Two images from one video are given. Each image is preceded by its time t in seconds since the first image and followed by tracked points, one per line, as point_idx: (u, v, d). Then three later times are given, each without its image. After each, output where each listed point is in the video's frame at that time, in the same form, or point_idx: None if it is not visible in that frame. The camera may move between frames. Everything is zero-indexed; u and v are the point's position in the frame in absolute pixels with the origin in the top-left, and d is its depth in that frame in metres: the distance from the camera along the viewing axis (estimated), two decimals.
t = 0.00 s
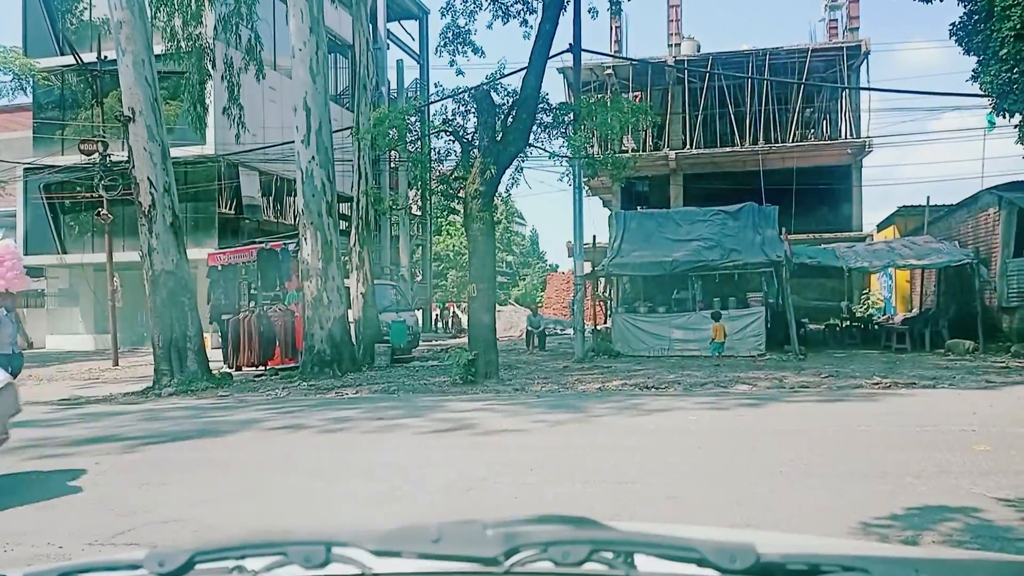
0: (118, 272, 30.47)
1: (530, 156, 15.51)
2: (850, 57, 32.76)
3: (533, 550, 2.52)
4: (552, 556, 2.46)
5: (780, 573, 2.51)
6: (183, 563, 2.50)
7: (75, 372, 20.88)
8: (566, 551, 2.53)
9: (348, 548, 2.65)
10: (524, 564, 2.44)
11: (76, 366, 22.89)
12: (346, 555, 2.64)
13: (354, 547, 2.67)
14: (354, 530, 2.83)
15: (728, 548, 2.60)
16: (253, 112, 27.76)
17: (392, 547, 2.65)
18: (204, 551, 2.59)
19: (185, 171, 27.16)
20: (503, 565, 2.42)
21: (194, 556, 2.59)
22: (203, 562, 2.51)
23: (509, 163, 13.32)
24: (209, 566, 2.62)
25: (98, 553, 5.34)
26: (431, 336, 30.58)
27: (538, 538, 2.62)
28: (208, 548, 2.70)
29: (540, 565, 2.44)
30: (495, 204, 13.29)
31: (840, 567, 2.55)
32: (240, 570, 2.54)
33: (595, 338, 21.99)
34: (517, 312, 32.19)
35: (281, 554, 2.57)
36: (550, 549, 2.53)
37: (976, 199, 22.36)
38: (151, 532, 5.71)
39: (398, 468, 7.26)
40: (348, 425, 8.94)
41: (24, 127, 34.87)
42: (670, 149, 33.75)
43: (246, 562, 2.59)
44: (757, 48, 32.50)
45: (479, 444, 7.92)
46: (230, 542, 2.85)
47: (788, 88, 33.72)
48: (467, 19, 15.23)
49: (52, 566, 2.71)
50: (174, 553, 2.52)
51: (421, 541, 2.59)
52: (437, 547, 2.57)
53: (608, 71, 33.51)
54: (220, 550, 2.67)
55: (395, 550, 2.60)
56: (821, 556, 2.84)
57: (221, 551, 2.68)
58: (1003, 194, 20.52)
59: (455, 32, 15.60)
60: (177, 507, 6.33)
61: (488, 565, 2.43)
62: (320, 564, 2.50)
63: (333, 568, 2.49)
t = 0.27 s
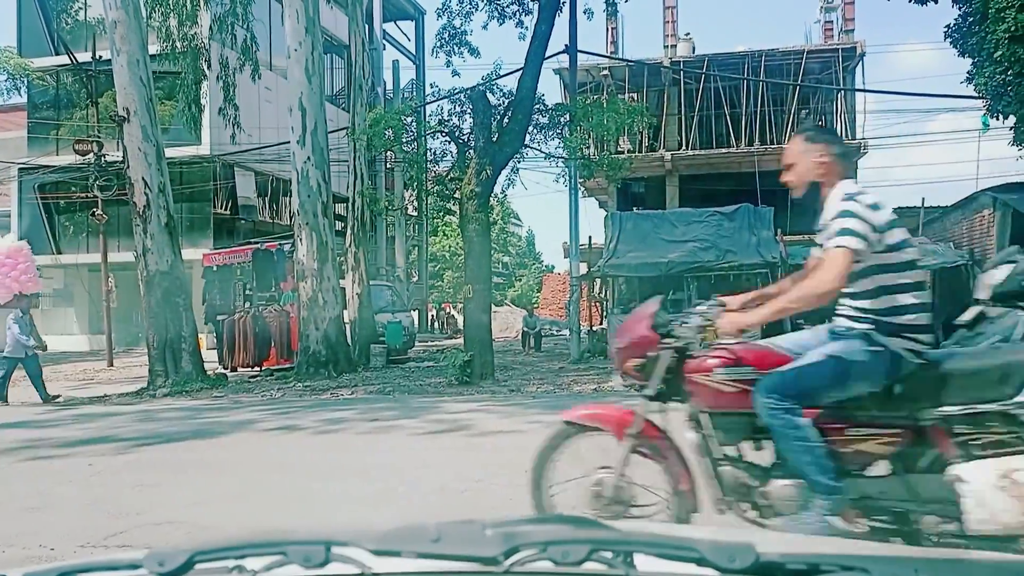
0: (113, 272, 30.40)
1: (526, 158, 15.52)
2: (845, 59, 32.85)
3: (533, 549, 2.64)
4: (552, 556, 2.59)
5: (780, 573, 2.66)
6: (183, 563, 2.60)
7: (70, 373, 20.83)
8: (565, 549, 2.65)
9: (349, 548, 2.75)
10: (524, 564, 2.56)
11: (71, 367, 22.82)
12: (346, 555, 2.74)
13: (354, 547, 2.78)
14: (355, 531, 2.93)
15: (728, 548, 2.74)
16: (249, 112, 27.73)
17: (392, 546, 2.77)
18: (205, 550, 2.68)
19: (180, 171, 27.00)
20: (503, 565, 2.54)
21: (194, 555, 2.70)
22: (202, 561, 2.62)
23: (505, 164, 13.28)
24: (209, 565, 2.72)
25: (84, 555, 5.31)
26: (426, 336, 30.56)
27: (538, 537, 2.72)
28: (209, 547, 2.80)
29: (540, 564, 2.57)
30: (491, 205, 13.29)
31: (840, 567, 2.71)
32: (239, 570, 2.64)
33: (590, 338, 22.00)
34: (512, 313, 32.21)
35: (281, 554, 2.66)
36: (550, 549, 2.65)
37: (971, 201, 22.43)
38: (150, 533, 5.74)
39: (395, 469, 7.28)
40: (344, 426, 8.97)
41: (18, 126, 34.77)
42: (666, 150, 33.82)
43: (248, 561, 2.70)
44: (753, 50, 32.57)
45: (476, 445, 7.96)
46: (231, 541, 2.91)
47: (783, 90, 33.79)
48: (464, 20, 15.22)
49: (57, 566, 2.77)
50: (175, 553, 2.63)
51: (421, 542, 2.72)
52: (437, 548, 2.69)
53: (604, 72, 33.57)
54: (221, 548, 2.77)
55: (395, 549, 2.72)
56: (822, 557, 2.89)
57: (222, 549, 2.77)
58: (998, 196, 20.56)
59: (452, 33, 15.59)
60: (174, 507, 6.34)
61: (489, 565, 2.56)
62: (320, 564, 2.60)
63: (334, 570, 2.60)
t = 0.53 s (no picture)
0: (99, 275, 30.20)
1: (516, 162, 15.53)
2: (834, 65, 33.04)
3: (532, 549, 2.62)
4: (551, 554, 2.56)
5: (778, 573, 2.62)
6: (183, 563, 2.62)
7: (56, 376, 20.67)
8: (565, 547, 2.60)
9: (348, 548, 2.75)
10: (523, 563, 2.58)
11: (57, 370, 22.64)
12: (347, 553, 2.75)
13: (354, 546, 2.77)
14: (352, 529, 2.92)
15: (728, 547, 2.68)
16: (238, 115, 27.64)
17: (391, 546, 2.78)
18: (204, 551, 2.69)
19: (169, 174, 27.00)
20: (503, 566, 2.58)
21: (193, 555, 2.70)
22: (203, 561, 2.64)
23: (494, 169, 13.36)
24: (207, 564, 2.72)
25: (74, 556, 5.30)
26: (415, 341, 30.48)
27: (537, 536, 2.71)
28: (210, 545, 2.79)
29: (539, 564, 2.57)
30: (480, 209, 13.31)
31: (840, 567, 2.67)
32: (240, 570, 2.65)
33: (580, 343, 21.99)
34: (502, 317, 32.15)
35: (281, 553, 2.66)
36: (549, 548, 2.61)
37: (958, 207, 22.53)
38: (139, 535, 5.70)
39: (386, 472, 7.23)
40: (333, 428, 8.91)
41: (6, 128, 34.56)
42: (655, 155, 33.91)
43: (247, 560, 2.70)
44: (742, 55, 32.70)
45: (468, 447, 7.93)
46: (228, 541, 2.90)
47: (772, 95, 33.94)
48: (454, 24, 15.21)
49: (54, 566, 2.76)
50: (174, 553, 2.63)
51: (421, 541, 2.74)
52: (437, 548, 2.70)
53: (594, 77, 33.63)
54: (223, 546, 2.78)
55: (394, 550, 2.74)
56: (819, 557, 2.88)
57: (224, 547, 2.78)
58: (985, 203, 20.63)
59: (442, 37, 15.59)
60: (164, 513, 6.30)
61: (487, 565, 2.60)
62: (318, 564, 2.59)
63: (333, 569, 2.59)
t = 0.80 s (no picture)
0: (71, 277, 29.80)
1: (493, 168, 15.48)
2: (811, 77, 33.39)
3: (531, 549, 2.58)
4: (551, 555, 2.54)
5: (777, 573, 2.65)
6: (183, 563, 2.58)
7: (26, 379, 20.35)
8: (565, 547, 2.59)
9: (347, 547, 2.73)
10: (524, 563, 2.52)
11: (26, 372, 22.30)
12: (346, 554, 2.72)
13: (353, 547, 2.75)
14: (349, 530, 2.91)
15: (728, 548, 2.71)
16: (214, 117, 27.46)
17: (390, 545, 2.76)
18: (204, 551, 2.65)
19: (143, 175, 26.77)
20: (502, 564, 2.51)
21: (192, 555, 2.66)
22: (202, 561, 2.60)
23: (472, 176, 13.33)
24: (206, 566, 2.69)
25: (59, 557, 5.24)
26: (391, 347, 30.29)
27: (536, 535, 2.66)
28: (208, 547, 2.75)
29: (540, 565, 2.52)
30: (457, 214, 13.28)
31: (839, 567, 2.68)
32: (239, 569, 2.60)
33: (557, 350, 21.94)
34: (480, 324, 32.03)
35: (280, 553, 2.63)
36: (549, 548, 2.59)
37: (931, 218, 22.75)
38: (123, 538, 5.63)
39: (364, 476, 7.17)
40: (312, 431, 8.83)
41: None
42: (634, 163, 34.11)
43: (246, 561, 2.67)
44: (720, 66, 32.94)
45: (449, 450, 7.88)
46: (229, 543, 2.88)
47: (750, 106, 34.20)
48: (434, 29, 15.15)
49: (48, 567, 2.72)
50: (173, 553, 2.59)
51: (419, 541, 2.70)
52: (435, 547, 2.68)
53: (574, 84, 33.71)
54: (220, 549, 2.73)
55: (393, 549, 2.72)
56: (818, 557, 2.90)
57: (221, 550, 2.73)
58: (958, 215, 20.78)
59: (422, 41, 15.56)
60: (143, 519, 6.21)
61: (486, 565, 2.52)
62: (319, 564, 2.57)
63: (333, 569, 2.57)
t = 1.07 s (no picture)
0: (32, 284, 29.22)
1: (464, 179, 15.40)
2: (781, 92, 33.73)
3: (532, 549, 2.63)
4: (551, 556, 2.59)
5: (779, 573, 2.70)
6: (181, 563, 2.57)
7: None
8: (566, 549, 2.64)
9: (348, 548, 2.74)
10: (523, 564, 2.56)
11: None
12: (346, 555, 2.74)
13: (353, 548, 2.77)
14: (349, 531, 2.93)
15: (728, 548, 2.75)
16: (180, 123, 27.11)
17: (391, 546, 2.79)
18: (204, 550, 2.65)
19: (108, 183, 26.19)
20: (502, 565, 2.54)
21: (192, 555, 2.65)
22: (201, 561, 2.59)
23: (441, 186, 13.24)
24: (206, 566, 2.68)
25: (33, 561, 5.22)
26: (360, 357, 30.01)
27: (538, 536, 2.72)
28: (211, 546, 2.76)
29: (540, 564, 2.57)
30: (426, 225, 13.20)
31: (840, 566, 2.75)
32: (238, 570, 2.59)
33: (528, 362, 21.82)
34: (451, 334, 31.82)
35: (281, 553, 2.63)
36: (549, 549, 2.64)
37: (898, 233, 23.01)
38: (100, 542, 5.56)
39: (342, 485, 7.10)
40: (284, 441, 8.73)
41: None
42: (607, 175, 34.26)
43: (247, 561, 2.66)
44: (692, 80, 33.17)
45: (424, 460, 7.82)
46: (235, 540, 2.89)
47: (721, 120, 34.45)
48: (405, 38, 15.05)
49: (53, 567, 2.74)
50: (174, 552, 2.58)
51: (420, 541, 2.73)
52: (436, 548, 2.70)
53: (547, 96, 33.75)
54: (222, 549, 2.74)
55: (394, 550, 2.74)
56: (819, 558, 2.94)
57: (223, 549, 2.74)
58: (923, 230, 20.98)
59: (393, 50, 15.48)
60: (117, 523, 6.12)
61: (488, 565, 2.55)
62: (318, 565, 2.56)
63: (332, 569, 2.56)
